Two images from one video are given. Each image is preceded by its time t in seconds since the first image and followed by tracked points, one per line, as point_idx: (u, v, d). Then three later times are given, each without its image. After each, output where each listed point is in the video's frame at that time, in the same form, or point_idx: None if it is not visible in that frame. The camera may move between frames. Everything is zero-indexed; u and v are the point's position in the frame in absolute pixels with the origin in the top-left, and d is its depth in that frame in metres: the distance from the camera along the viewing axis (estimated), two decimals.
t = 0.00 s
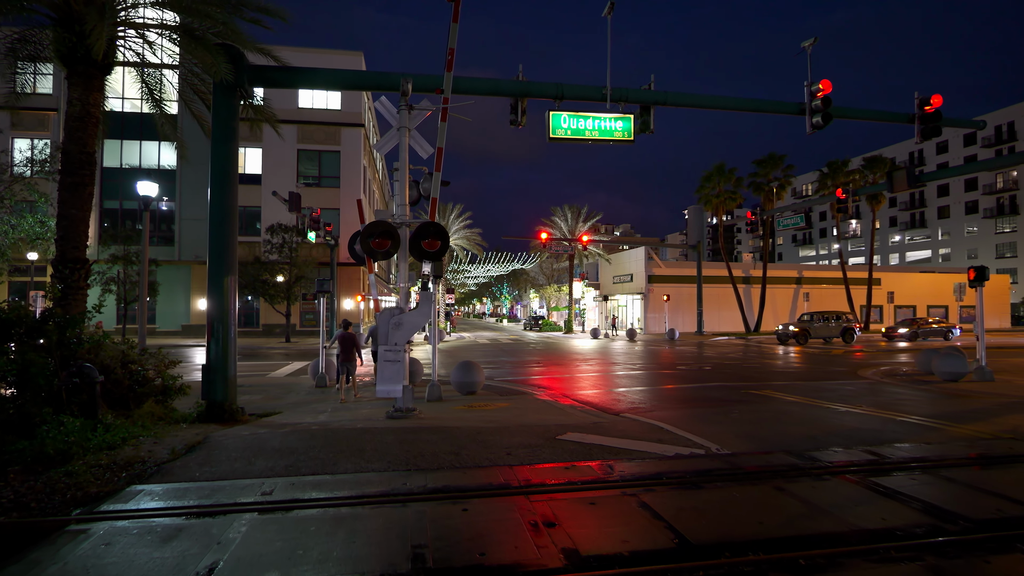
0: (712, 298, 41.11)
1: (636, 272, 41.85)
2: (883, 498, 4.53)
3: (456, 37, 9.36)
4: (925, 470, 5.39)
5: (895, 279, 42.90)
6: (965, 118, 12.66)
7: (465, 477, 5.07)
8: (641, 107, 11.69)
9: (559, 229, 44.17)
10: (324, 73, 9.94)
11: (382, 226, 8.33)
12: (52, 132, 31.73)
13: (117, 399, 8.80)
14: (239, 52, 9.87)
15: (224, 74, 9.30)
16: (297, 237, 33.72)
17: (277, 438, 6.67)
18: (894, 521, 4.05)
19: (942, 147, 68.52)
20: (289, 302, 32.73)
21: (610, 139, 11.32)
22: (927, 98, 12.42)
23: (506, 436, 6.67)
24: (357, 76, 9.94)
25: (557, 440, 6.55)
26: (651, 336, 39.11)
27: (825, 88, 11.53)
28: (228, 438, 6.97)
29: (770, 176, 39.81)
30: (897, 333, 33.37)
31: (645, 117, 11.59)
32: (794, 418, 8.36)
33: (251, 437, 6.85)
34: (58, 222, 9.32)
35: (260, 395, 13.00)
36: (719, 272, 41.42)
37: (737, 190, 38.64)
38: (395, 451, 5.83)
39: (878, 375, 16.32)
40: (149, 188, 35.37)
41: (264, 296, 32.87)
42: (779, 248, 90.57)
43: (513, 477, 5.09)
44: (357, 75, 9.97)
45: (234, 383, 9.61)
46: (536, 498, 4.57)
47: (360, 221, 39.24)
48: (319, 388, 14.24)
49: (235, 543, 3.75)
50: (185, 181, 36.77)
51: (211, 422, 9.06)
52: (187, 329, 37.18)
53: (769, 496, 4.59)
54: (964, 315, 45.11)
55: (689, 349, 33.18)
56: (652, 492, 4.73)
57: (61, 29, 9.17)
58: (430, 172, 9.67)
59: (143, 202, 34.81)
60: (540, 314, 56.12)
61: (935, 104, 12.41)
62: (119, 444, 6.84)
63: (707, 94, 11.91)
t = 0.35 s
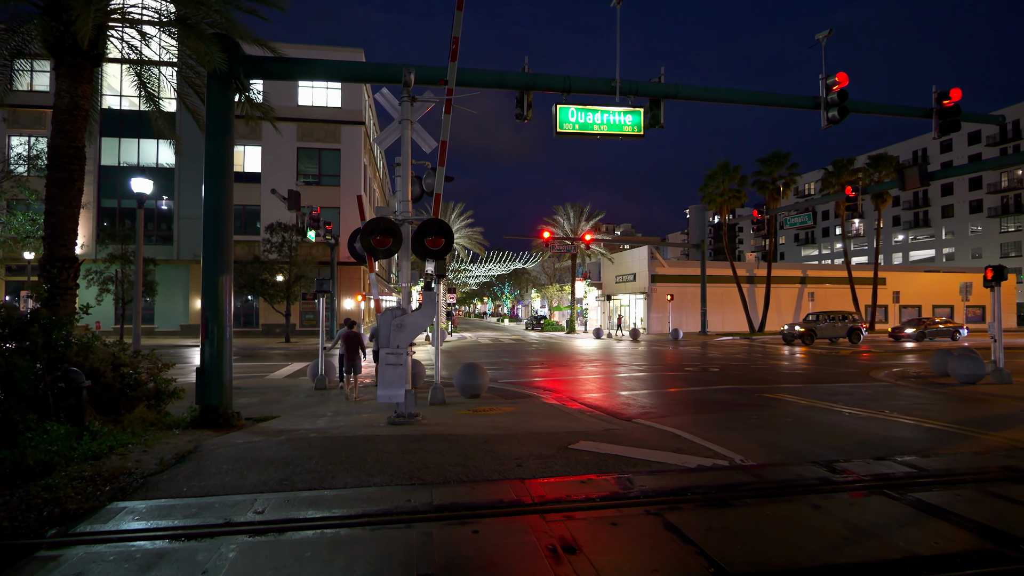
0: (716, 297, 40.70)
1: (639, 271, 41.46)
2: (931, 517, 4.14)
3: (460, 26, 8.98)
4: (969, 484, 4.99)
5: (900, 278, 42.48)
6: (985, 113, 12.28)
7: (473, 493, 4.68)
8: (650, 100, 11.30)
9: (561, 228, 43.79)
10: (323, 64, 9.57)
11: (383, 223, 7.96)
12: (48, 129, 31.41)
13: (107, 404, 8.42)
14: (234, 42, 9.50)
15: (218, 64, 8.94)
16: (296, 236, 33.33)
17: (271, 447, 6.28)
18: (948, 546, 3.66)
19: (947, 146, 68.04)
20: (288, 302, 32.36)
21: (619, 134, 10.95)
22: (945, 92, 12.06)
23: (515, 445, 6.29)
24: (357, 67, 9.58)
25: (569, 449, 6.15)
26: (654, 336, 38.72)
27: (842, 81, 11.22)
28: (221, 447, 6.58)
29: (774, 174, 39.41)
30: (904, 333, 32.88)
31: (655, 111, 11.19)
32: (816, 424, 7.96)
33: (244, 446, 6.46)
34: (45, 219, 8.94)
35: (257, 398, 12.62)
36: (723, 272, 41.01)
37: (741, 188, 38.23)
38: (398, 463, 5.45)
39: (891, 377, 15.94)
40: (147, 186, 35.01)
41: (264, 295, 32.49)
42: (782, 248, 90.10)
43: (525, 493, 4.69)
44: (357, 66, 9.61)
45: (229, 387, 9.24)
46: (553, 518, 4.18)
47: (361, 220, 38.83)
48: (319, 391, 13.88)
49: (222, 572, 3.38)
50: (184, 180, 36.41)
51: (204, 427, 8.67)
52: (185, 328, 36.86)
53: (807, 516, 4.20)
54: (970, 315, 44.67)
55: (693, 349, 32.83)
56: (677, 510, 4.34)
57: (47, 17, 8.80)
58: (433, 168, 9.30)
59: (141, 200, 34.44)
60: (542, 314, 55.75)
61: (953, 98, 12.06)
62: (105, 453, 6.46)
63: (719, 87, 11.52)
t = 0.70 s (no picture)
0: (722, 297, 40.34)
1: (643, 270, 41.09)
2: (993, 535, 3.79)
3: (468, 13, 8.63)
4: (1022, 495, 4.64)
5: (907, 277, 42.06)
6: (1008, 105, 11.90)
7: (489, 505, 4.33)
8: (663, 92, 10.93)
9: (565, 227, 43.45)
10: (326, 54, 9.24)
11: (390, 217, 7.63)
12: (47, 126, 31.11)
13: (101, 406, 8.09)
14: (234, 31, 9.15)
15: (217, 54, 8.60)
16: (298, 235, 33.02)
17: (273, 452, 5.93)
18: (1017, 569, 3.31)
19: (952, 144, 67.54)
20: (290, 302, 32.07)
21: (631, 126, 10.60)
22: (966, 84, 11.70)
23: (530, 450, 5.95)
24: (360, 58, 9.27)
25: (586, 455, 5.81)
26: (659, 336, 38.38)
27: (861, 72, 10.89)
28: (219, 451, 6.23)
29: (780, 172, 39.03)
30: (912, 332, 32.65)
31: (668, 103, 10.82)
32: (842, 426, 7.60)
33: (244, 450, 6.11)
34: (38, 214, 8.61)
35: (258, 399, 12.28)
36: (728, 271, 40.64)
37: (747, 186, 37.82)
38: (408, 471, 5.09)
39: (907, 377, 15.57)
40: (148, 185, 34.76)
41: (265, 295, 32.18)
42: (786, 247, 89.63)
43: (546, 504, 4.34)
44: (361, 57, 9.29)
45: (228, 388, 8.91)
46: (578, 534, 3.83)
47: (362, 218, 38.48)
48: (321, 392, 13.52)
49: None
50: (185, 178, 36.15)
51: (203, 431, 8.34)
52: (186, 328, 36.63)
53: (856, 534, 3.85)
54: (977, 314, 44.22)
55: (699, 349, 32.50)
56: (713, 525, 3.98)
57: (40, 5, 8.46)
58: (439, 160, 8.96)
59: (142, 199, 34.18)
60: (545, 313, 55.42)
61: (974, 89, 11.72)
62: (98, 459, 6.12)
63: (734, 79, 11.15)
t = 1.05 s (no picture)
0: (728, 298, 39.94)
1: (648, 270, 40.72)
2: None
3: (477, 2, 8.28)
4: None
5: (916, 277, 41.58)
6: None
7: (505, 523, 3.97)
8: (676, 85, 10.57)
9: (569, 226, 43.08)
10: (328, 45, 8.90)
11: (395, 214, 7.27)
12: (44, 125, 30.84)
13: (94, 411, 7.74)
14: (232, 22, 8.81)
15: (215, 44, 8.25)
16: (301, 234, 32.71)
17: (271, 463, 5.56)
18: None
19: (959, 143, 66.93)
20: (292, 302, 31.76)
21: (644, 121, 10.24)
22: (990, 77, 11.31)
23: (545, 460, 5.59)
24: (363, 49, 8.93)
25: (605, 466, 5.44)
26: (664, 337, 38.00)
27: (883, 65, 10.50)
28: (215, 460, 5.86)
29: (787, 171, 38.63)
30: (922, 333, 32.27)
31: (681, 96, 10.45)
32: (870, 433, 7.23)
33: (241, 460, 5.75)
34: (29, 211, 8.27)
35: (259, 402, 11.94)
36: (734, 271, 40.23)
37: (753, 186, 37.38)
38: (416, 484, 4.73)
39: (925, 380, 15.14)
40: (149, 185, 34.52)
41: (266, 295, 31.83)
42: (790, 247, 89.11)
43: (567, 523, 3.98)
44: (364, 48, 8.94)
45: (227, 391, 8.56)
46: (606, 558, 3.47)
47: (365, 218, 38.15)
48: (323, 395, 13.16)
49: None
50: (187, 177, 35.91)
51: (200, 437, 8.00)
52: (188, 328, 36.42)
53: (913, 558, 3.48)
54: (986, 315, 43.73)
55: (705, 350, 32.13)
56: (753, 548, 3.62)
57: None
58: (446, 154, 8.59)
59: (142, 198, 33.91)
60: (549, 314, 55.09)
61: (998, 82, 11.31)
62: (87, 468, 5.78)
63: (750, 71, 10.77)
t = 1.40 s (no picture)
0: (734, 297, 39.51)
1: (652, 270, 40.31)
2: None
3: None
4: None
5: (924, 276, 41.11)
6: None
7: (519, 546, 3.57)
8: (689, 76, 10.17)
9: (573, 225, 42.69)
10: (327, 33, 8.54)
11: (397, 207, 6.88)
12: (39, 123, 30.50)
13: (81, 416, 7.36)
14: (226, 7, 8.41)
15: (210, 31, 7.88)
16: (302, 233, 32.34)
17: (265, 474, 5.17)
18: None
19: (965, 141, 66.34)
20: (293, 302, 31.40)
21: (656, 113, 9.86)
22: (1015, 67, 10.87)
23: (558, 470, 5.20)
24: (362, 38, 8.57)
25: (623, 477, 5.06)
26: (669, 337, 37.59)
27: (905, 54, 10.12)
28: (205, 469, 5.46)
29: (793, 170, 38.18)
30: (932, 334, 31.84)
31: (694, 87, 10.07)
32: (901, 439, 6.83)
33: (233, 470, 5.35)
34: (13, 206, 7.90)
35: (257, 404, 11.57)
36: (740, 270, 39.79)
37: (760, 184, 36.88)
38: (420, 499, 4.33)
39: (943, 382, 14.72)
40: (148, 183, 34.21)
41: (267, 294, 31.46)
42: (794, 246, 88.57)
43: (589, 546, 3.58)
44: (365, 37, 8.58)
45: (222, 394, 8.17)
46: None
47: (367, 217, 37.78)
48: (323, 397, 12.80)
49: None
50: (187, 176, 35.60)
51: (193, 443, 7.60)
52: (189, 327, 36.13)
53: None
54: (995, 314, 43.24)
55: (711, 350, 31.76)
56: None
57: None
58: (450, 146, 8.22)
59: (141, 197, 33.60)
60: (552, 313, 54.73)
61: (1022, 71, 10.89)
62: (67, 479, 5.40)
63: (765, 61, 10.35)
